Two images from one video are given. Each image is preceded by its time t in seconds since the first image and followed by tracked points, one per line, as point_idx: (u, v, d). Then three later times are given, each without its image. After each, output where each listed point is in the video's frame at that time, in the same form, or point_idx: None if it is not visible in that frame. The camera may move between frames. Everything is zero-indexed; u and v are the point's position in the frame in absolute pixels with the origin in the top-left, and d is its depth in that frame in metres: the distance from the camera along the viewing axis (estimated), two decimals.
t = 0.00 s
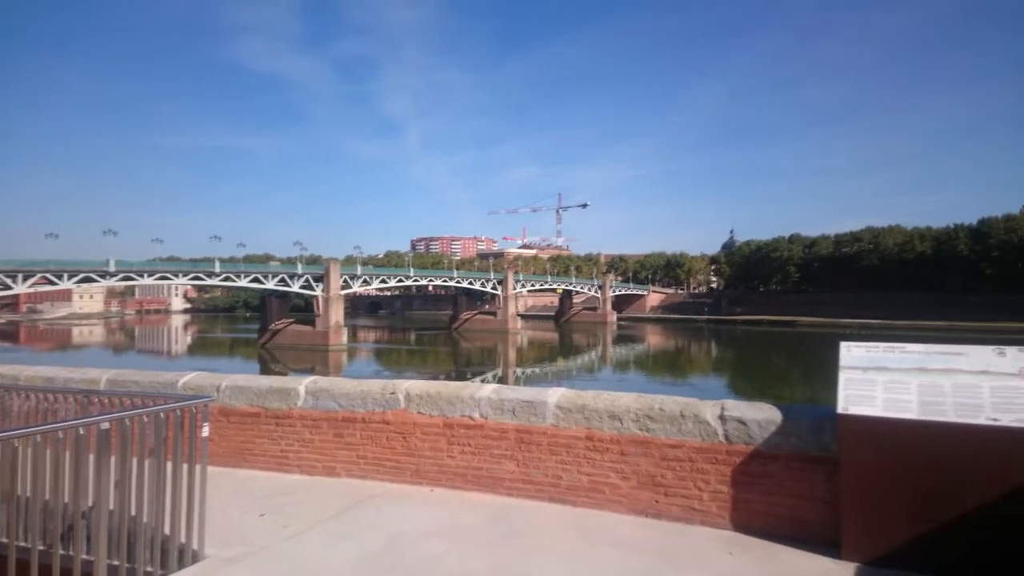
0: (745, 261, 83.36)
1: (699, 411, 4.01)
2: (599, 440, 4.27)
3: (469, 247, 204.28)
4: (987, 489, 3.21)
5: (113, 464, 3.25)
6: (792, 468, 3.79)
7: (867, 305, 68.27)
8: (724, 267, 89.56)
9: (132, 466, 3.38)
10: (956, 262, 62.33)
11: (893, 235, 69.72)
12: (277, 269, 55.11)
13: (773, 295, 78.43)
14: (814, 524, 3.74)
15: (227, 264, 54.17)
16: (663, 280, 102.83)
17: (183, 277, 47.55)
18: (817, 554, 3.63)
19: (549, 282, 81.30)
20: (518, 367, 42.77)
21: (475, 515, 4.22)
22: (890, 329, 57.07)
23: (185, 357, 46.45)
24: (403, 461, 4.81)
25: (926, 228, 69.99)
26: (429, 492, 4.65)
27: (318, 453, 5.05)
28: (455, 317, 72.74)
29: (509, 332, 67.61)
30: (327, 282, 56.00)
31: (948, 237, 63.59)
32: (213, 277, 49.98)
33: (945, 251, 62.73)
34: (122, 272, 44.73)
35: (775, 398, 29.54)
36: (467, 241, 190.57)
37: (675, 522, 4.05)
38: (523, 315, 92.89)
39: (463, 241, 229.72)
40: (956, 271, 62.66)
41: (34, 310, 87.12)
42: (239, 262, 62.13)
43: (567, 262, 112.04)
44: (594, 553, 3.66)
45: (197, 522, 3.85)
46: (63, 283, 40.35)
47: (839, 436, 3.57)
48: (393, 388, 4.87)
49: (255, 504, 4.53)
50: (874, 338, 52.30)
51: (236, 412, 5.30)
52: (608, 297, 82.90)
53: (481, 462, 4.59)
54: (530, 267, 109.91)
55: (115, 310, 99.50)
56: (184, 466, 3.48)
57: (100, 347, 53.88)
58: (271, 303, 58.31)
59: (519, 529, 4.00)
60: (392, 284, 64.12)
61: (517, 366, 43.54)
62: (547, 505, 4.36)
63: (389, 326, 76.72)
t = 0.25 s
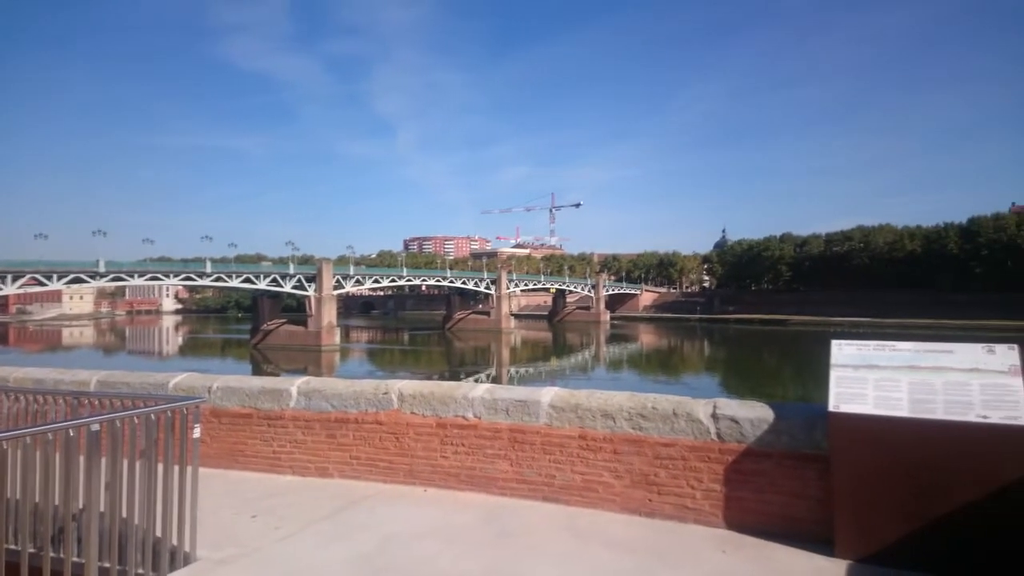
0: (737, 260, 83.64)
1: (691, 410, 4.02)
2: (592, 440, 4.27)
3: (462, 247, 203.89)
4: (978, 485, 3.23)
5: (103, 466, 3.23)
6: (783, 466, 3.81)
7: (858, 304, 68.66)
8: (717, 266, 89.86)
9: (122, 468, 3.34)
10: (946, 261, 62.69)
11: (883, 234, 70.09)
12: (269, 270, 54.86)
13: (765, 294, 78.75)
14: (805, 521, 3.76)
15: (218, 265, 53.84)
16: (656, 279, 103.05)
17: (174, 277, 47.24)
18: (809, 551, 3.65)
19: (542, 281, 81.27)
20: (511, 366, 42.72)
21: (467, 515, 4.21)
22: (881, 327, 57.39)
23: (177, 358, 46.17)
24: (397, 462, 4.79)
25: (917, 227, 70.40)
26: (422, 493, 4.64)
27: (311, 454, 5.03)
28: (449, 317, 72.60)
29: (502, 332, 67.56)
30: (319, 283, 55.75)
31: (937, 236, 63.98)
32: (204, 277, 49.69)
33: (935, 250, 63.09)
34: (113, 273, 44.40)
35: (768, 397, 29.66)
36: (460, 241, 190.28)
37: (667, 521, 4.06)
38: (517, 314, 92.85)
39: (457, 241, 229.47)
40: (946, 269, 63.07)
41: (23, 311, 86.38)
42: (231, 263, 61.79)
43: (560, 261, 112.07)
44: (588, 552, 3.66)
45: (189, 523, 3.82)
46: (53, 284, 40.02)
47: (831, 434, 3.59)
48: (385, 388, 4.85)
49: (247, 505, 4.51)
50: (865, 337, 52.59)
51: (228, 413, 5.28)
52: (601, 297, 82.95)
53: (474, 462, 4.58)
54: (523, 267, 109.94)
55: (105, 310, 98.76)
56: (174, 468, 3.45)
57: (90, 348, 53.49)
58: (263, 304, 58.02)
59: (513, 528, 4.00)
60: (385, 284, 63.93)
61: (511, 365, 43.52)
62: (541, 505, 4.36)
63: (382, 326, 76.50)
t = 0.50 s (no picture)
0: (734, 262, 83.69)
1: (688, 412, 4.03)
2: (589, 442, 4.28)
3: (460, 249, 203.91)
4: (975, 486, 3.24)
5: (100, 470, 3.22)
6: (782, 468, 3.81)
7: (855, 305, 68.75)
8: (714, 268, 89.95)
9: (120, 472, 3.33)
10: (942, 262, 62.77)
11: (879, 235, 70.19)
12: (267, 273, 54.77)
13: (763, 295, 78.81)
14: (804, 523, 3.76)
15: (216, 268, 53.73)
16: (654, 281, 103.06)
17: (171, 280, 47.15)
18: (808, 553, 3.65)
19: (540, 284, 81.26)
20: (509, 369, 42.67)
21: (466, 518, 4.21)
22: (878, 329, 57.47)
23: (174, 362, 46.10)
24: (395, 465, 4.79)
25: (913, 228, 70.50)
26: (420, 496, 4.63)
27: (309, 458, 5.02)
28: (447, 320, 72.52)
29: (500, 334, 67.50)
30: (316, 286, 55.64)
31: (934, 237, 64.08)
32: (202, 281, 49.65)
33: (931, 251, 63.20)
34: (110, 276, 44.30)
35: (765, 398, 29.67)
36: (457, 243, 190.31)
37: (666, 523, 4.06)
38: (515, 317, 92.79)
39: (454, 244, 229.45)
40: (943, 271, 63.16)
41: (20, 314, 86.15)
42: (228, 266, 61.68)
43: (558, 264, 112.02)
44: (586, 555, 3.66)
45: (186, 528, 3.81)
46: (50, 288, 39.98)
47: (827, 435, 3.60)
48: (383, 392, 4.85)
49: (244, 509, 4.50)
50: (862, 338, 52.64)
51: (225, 416, 5.27)
52: (599, 299, 82.93)
53: (472, 464, 4.58)
54: (521, 269, 110.00)
55: (102, 314, 98.53)
56: (172, 472, 3.45)
57: (88, 351, 53.35)
58: (260, 307, 57.94)
59: (511, 531, 4.00)
60: (383, 286, 63.86)
61: (509, 367, 43.47)
62: (539, 507, 4.37)
63: (380, 329, 76.41)
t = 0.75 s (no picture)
0: (728, 262, 83.91)
1: (682, 411, 4.04)
2: (583, 441, 4.29)
3: (455, 248, 203.95)
4: (964, 487, 3.27)
5: (91, 470, 3.20)
6: (773, 467, 3.83)
7: (847, 305, 69.05)
8: (708, 268, 90.21)
9: (111, 471, 3.33)
10: (935, 263, 63.11)
11: (872, 236, 70.48)
12: (260, 272, 54.63)
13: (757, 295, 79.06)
14: (796, 522, 3.78)
15: (209, 266, 53.51)
16: (648, 281, 103.23)
17: (164, 280, 46.94)
18: (801, 553, 3.67)
19: (534, 283, 81.24)
20: (504, 368, 42.65)
21: (461, 517, 4.21)
22: (870, 329, 57.75)
23: (167, 361, 45.96)
24: (388, 465, 4.79)
25: (906, 229, 70.82)
26: (414, 495, 4.64)
27: (302, 457, 5.02)
28: (441, 320, 72.42)
29: (495, 334, 67.44)
30: (310, 285, 55.41)
31: (926, 238, 64.39)
32: (195, 279, 49.41)
33: (924, 252, 63.54)
34: (102, 275, 44.04)
35: (758, 398, 29.75)
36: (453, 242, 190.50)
37: (659, 522, 4.08)
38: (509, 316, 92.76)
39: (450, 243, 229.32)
40: (935, 271, 63.51)
41: (11, 313, 85.62)
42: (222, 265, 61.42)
43: (553, 263, 112.04)
44: (580, 555, 3.66)
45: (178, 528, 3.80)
46: (42, 286, 39.71)
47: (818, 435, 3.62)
48: (377, 391, 4.84)
49: (236, 508, 4.49)
50: (855, 338, 52.86)
51: (219, 415, 5.25)
52: (594, 298, 82.98)
53: (465, 463, 4.59)
54: (516, 268, 110.03)
55: (94, 313, 98.01)
56: (165, 472, 3.44)
57: (80, 350, 53.09)
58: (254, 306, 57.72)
59: (505, 531, 4.00)
60: (378, 285, 63.74)
61: (504, 367, 43.45)
62: (532, 507, 4.37)
63: (374, 328, 76.35)
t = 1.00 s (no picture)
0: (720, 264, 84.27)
1: (673, 412, 4.05)
2: (576, 442, 4.29)
3: (448, 249, 203.99)
4: (954, 488, 3.29)
5: (81, 470, 3.17)
6: (764, 468, 3.85)
7: (838, 307, 69.50)
8: (700, 269, 90.59)
9: (101, 472, 3.30)
10: (925, 264, 63.60)
11: (863, 238, 70.95)
12: (252, 272, 54.41)
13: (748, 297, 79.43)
14: (787, 522, 3.79)
15: (200, 266, 53.24)
16: (641, 282, 103.55)
17: (155, 280, 46.67)
18: (791, 553, 3.69)
19: (527, 284, 81.27)
20: (497, 369, 42.68)
21: (452, 519, 4.21)
22: (861, 330, 58.16)
23: (157, 361, 45.71)
24: (380, 466, 4.78)
25: (896, 231, 71.34)
26: (406, 496, 4.62)
27: (294, 458, 4.99)
28: (434, 321, 72.33)
29: (488, 335, 67.46)
30: (302, 285, 55.22)
31: (916, 240, 64.88)
32: (186, 279, 49.12)
33: (914, 254, 64.05)
34: (91, 275, 43.75)
35: (749, 399, 29.90)
36: (446, 243, 190.43)
37: (651, 523, 4.08)
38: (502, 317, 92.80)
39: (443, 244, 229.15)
40: (925, 273, 64.01)
41: None
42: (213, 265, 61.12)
43: (546, 264, 112.14)
44: (572, 556, 3.66)
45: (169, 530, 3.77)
46: (31, 286, 39.36)
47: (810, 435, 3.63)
48: (369, 392, 4.83)
49: (226, 509, 4.47)
50: (846, 339, 53.18)
51: (208, 416, 5.23)
52: (586, 299, 83.12)
53: (458, 464, 4.58)
54: (509, 269, 110.08)
55: (84, 313, 97.31)
56: (155, 474, 3.41)
57: (69, 351, 52.69)
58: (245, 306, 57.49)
59: (496, 531, 4.01)
60: (370, 286, 63.56)
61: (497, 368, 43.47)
62: (525, 508, 4.37)
63: (366, 328, 76.18)
